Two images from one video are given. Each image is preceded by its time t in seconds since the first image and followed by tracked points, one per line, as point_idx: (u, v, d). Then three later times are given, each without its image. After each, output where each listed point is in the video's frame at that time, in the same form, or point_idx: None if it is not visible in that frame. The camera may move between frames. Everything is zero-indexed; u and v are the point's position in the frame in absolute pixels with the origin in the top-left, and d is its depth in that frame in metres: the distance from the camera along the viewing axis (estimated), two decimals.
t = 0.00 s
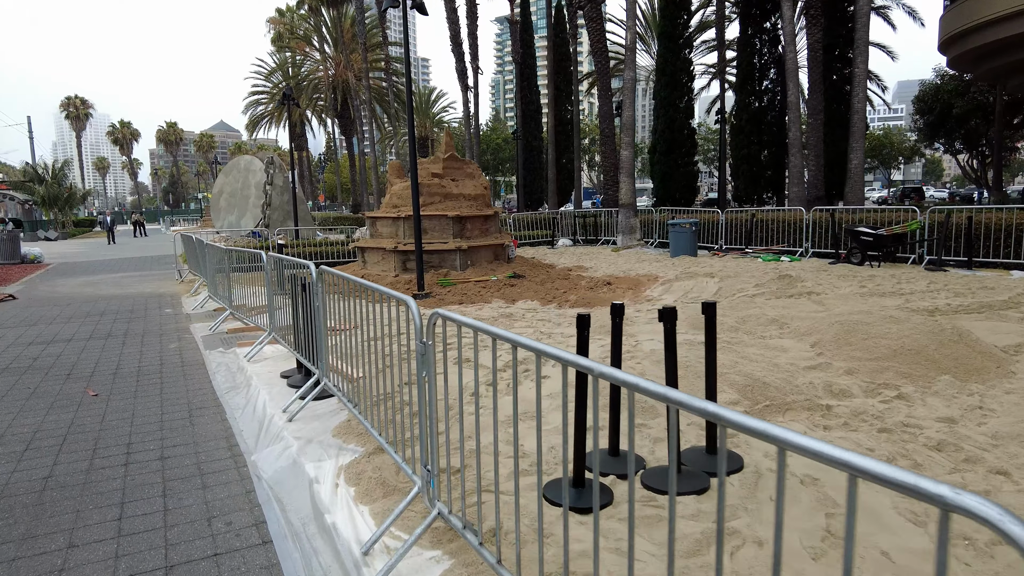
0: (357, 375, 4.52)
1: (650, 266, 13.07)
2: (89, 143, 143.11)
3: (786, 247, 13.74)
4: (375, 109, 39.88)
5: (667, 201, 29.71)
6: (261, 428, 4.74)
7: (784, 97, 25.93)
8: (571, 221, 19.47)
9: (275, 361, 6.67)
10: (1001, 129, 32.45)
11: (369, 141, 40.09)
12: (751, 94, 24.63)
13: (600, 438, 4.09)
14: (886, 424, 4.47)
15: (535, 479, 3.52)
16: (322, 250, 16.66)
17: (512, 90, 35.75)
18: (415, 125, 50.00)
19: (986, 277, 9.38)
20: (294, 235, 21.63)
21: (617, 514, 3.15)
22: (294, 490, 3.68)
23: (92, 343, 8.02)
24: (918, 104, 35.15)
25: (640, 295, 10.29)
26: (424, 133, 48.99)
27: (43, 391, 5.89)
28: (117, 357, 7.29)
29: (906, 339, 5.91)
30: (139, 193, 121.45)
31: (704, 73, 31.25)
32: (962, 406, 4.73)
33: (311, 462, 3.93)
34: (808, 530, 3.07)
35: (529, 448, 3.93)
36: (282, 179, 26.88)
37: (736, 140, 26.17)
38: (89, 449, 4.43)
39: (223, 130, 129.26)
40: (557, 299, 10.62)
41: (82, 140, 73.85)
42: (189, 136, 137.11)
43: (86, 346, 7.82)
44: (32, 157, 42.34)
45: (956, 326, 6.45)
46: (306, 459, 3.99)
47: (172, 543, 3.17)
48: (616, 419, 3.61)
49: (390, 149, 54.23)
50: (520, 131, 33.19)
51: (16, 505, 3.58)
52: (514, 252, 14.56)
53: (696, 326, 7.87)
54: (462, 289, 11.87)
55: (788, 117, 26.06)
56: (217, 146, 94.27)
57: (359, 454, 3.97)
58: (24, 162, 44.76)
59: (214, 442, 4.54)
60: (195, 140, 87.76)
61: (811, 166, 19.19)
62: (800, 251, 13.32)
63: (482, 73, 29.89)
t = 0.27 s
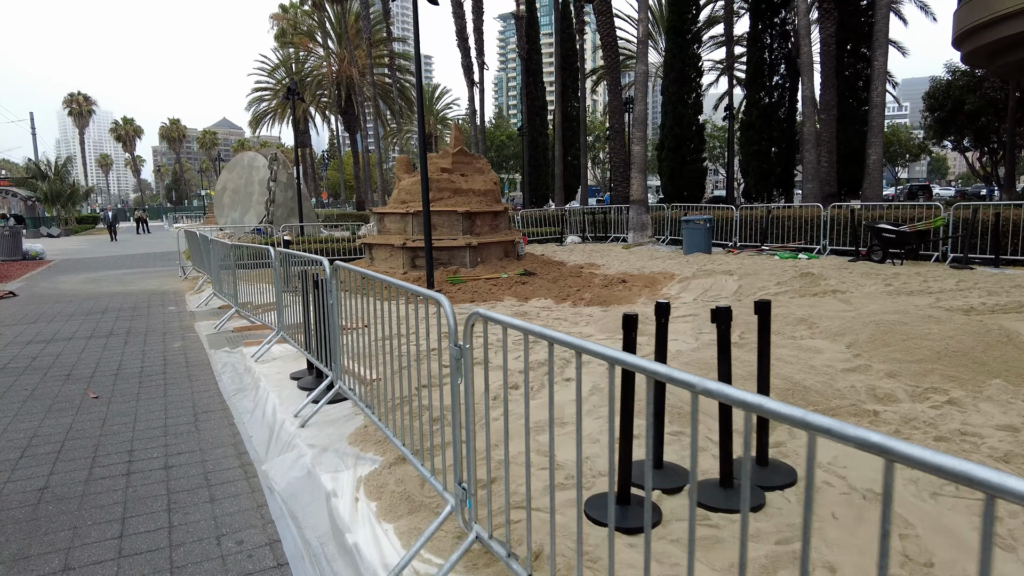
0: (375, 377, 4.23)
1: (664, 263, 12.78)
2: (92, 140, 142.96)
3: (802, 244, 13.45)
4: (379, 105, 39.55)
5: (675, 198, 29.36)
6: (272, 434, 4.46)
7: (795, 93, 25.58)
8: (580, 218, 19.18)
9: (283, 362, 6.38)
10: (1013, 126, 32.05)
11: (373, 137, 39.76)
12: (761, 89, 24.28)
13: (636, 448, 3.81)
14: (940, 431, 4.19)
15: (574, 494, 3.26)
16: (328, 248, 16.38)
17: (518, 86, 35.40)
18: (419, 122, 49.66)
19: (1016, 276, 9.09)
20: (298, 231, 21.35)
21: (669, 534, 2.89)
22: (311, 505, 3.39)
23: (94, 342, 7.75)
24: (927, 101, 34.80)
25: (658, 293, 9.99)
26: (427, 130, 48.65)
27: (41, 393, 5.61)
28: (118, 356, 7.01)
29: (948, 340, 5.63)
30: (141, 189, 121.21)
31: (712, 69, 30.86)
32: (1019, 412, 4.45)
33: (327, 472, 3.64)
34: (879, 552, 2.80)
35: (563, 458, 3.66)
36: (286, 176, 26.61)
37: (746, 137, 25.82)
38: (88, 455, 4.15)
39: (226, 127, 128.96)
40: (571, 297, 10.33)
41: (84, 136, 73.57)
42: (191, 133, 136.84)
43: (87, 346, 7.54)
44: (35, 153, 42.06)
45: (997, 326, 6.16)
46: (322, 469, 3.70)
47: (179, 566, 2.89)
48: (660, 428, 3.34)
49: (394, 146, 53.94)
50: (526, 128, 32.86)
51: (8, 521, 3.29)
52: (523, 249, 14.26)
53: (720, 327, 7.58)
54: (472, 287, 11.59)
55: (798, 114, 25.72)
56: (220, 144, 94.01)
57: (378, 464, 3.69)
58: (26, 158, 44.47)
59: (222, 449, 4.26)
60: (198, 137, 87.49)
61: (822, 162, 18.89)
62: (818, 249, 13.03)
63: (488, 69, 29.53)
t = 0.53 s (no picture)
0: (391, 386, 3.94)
1: (678, 262, 12.49)
2: (94, 136, 142.69)
3: (819, 243, 13.14)
4: (383, 102, 39.19)
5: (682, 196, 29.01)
6: (280, 447, 4.17)
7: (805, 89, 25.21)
8: (588, 216, 18.88)
9: (291, 367, 6.09)
10: None
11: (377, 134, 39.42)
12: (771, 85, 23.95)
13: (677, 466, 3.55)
14: (997, 445, 3.91)
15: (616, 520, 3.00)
16: (333, 245, 16.10)
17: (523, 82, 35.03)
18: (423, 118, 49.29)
19: None
20: (302, 228, 21.06)
21: (725, 568, 2.62)
22: (325, 531, 3.10)
23: (93, 343, 7.46)
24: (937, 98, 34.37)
25: (674, 294, 9.71)
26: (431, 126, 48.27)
27: (37, 400, 5.33)
28: (118, 359, 6.73)
29: (992, 345, 5.34)
30: (143, 185, 120.93)
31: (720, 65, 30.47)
32: None
33: (342, 493, 3.35)
34: None
35: (599, 477, 3.40)
36: (290, 172, 26.32)
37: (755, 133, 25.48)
38: (84, 469, 3.87)
39: (228, 123, 128.51)
40: (584, 297, 10.03)
41: (87, 133, 73.26)
42: (194, 129, 136.56)
43: (86, 348, 7.26)
44: (37, 149, 41.74)
45: None
46: (336, 488, 3.42)
47: None
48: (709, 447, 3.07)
49: (397, 143, 53.55)
50: (531, 124, 32.52)
51: None
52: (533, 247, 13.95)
53: (744, 330, 7.30)
54: (482, 286, 11.30)
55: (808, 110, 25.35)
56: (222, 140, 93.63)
57: (397, 483, 3.40)
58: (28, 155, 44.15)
59: (228, 463, 3.97)
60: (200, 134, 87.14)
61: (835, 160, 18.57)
62: (835, 248, 12.72)
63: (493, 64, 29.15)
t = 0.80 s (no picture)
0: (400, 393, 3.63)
1: (690, 259, 12.17)
2: (95, 131, 142.31)
3: (835, 239, 12.80)
4: (385, 96, 38.78)
5: (689, 190, 28.61)
6: (282, 460, 3.85)
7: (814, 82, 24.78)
8: (595, 211, 18.56)
9: (294, 370, 5.76)
10: None
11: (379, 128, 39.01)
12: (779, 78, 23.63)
13: (720, 485, 3.22)
14: None
15: (659, 552, 2.70)
16: (336, 241, 15.79)
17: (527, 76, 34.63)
18: (425, 114, 48.89)
19: None
20: (304, 224, 20.71)
21: None
22: (333, 559, 2.78)
23: (87, 344, 7.14)
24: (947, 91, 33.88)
25: (690, 291, 9.37)
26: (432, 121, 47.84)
27: (24, 406, 5.01)
28: (113, 361, 6.41)
29: None
30: (144, 181, 120.71)
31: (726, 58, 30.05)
32: None
33: (351, 517, 3.03)
34: None
35: (636, 498, 3.12)
36: (291, 167, 25.99)
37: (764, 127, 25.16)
38: (69, 486, 3.56)
39: (230, 120, 128.17)
40: (597, 294, 9.68)
41: (88, 128, 72.81)
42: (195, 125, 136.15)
43: (79, 348, 6.94)
44: (37, 145, 41.33)
45: None
46: (344, 510, 3.10)
47: None
48: (763, 467, 2.74)
49: (399, 138, 53.17)
50: (535, 119, 32.14)
51: None
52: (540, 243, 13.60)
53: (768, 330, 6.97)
54: (489, 283, 10.97)
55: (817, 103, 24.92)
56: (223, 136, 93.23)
57: (412, 505, 3.08)
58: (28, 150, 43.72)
59: (226, 479, 3.65)
60: (201, 129, 86.73)
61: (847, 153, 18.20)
62: (851, 243, 12.39)
63: (497, 58, 28.74)
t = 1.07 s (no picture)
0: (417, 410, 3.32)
1: (704, 258, 11.88)
2: (96, 127, 141.89)
3: (853, 237, 12.50)
4: (388, 92, 38.43)
5: (696, 187, 28.26)
6: (289, 482, 3.55)
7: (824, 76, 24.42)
8: (603, 209, 18.25)
9: (299, 378, 5.46)
10: None
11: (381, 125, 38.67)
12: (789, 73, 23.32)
13: (773, 515, 2.96)
14: None
15: None
16: (340, 239, 15.49)
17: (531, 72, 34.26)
18: (427, 110, 48.53)
19: None
20: (307, 222, 20.41)
21: None
22: None
23: (84, 349, 6.84)
24: (956, 87, 33.46)
25: (708, 293, 9.07)
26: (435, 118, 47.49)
27: (14, 419, 4.73)
28: (110, 368, 6.12)
29: None
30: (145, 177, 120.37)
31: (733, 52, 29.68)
32: None
33: (366, 553, 2.73)
34: None
35: (684, 533, 2.85)
36: (294, 164, 25.67)
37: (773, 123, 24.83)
38: (57, 513, 3.27)
39: (232, 117, 127.83)
40: (611, 295, 9.38)
41: (89, 125, 72.46)
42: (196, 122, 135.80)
43: (75, 354, 6.65)
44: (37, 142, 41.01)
45: None
46: (359, 545, 2.81)
47: None
48: (831, 504, 2.45)
49: (402, 134, 52.80)
50: (540, 115, 31.79)
51: None
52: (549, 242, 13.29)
53: (795, 335, 6.67)
54: (499, 283, 10.67)
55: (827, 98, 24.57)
56: (224, 133, 92.87)
57: (434, 538, 2.78)
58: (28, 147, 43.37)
59: (228, 503, 3.35)
60: (202, 126, 86.37)
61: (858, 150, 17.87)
62: (870, 242, 12.08)
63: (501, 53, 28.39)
